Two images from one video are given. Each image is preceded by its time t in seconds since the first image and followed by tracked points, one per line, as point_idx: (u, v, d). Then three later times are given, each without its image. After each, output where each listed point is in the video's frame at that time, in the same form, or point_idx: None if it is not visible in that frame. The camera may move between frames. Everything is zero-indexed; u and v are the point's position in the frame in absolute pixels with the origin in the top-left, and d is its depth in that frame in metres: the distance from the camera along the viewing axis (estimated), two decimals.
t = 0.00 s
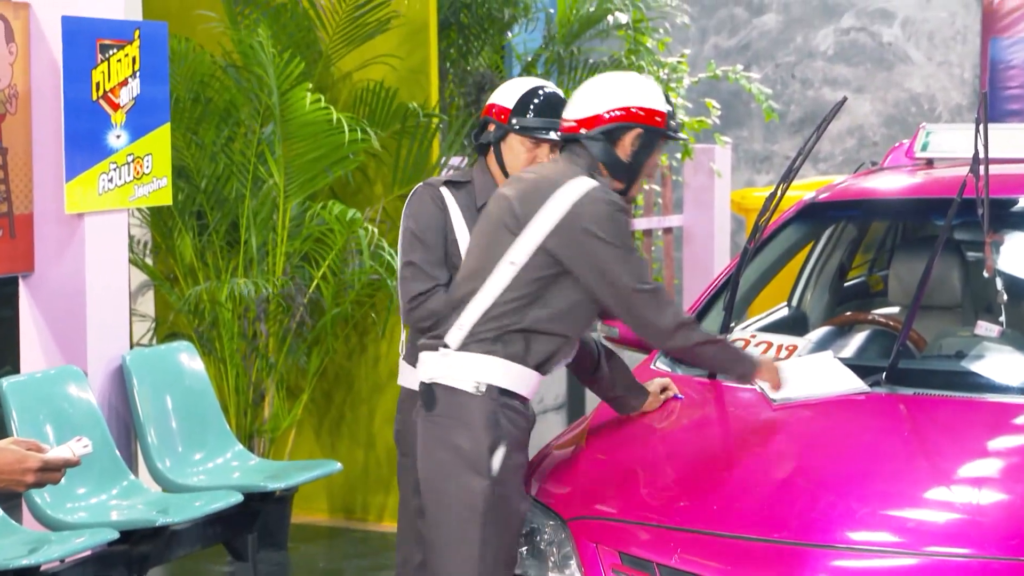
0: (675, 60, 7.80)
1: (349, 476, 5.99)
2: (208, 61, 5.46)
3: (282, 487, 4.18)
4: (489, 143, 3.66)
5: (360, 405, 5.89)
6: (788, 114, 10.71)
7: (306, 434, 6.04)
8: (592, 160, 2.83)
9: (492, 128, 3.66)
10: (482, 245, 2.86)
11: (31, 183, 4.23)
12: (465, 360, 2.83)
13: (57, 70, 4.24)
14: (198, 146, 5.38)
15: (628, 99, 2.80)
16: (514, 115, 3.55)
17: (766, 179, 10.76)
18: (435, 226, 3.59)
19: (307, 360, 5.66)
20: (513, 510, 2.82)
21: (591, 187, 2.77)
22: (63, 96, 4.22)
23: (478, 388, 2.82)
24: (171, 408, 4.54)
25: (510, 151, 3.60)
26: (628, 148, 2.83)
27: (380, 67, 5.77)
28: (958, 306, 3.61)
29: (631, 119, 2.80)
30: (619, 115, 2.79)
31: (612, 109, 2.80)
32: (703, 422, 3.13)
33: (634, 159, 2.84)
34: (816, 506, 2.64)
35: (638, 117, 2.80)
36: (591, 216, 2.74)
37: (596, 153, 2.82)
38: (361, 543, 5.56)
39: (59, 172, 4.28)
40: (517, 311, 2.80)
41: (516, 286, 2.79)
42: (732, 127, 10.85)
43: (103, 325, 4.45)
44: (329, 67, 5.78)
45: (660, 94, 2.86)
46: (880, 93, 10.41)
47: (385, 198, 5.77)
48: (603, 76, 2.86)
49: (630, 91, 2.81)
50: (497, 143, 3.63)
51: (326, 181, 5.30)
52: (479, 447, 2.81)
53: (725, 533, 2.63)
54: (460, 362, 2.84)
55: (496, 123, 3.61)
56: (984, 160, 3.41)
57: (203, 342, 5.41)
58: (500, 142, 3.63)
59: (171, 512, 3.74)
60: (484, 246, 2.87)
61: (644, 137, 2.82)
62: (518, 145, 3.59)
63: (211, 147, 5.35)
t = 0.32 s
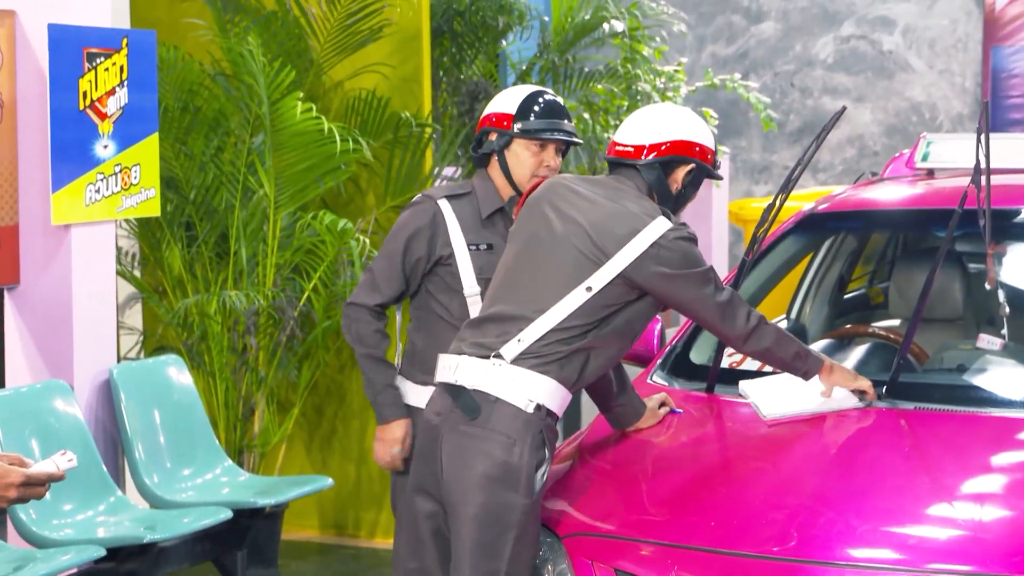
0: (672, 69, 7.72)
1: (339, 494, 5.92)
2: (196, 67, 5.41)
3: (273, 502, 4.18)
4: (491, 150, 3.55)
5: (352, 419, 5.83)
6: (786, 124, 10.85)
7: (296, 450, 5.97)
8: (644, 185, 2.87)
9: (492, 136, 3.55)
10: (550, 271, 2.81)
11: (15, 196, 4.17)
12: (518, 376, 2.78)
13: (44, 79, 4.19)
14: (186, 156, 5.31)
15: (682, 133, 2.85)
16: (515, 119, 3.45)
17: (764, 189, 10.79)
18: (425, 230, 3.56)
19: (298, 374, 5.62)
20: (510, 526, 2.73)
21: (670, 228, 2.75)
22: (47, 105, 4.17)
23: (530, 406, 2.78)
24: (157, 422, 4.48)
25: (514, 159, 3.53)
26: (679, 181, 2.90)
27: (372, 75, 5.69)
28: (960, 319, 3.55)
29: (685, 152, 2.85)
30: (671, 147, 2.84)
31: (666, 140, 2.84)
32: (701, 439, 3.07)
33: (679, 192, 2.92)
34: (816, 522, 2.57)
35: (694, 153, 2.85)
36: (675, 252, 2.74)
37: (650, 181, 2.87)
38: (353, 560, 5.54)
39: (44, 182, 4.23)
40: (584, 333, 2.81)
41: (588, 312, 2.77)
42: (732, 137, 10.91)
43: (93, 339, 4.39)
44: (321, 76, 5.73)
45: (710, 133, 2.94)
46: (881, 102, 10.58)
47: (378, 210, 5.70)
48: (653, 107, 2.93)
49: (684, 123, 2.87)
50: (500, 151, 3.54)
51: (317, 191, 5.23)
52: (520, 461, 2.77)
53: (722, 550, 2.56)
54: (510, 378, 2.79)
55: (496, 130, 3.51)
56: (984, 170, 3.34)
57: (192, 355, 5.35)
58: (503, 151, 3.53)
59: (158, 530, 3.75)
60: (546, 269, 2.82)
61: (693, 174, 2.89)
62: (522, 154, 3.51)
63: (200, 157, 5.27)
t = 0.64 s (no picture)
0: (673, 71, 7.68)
1: (337, 501, 5.88)
2: (190, 67, 5.35)
3: (269, 510, 4.12)
4: (484, 149, 3.54)
5: (349, 425, 5.78)
6: (790, 125, 10.60)
7: (293, 456, 5.93)
8: (602, 184, 2.66)
9: (486, 137, 3.55)
10: (485, 264, 2.67)
11: (9, 204, 4.10)
12: (451, 376, 2.68)
13: (35, 81, 4.13)
14: (181, 159, 5.28)
15: (640, 126, 2.62)
16: (509, 117, 3.48)
17: (768, 193, 10.67)
18: (416, 232, 3.50)
19: (295, 379, 5.58)
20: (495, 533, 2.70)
21: (605, 215, 2.59)
22: (41, 108, 4.12)
23: (464, 407, 2.68)
24: (150, 429, 4.43)
25: (507, 159, 3.53)
26: (641, 179, 2.66)
27: (369, 76, 5.66)
28: (966, 323, 3.51)
29: (645, 148, 2.63)
30: (630, 143, 2.62)
31: (624, 136, 2.63)
32: (703, 444, 3.02)
33: (642, 192, 2.68)
34: (819, 530, 2.52)
35: (654, 148, 2.63)
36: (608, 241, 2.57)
37: (607, 178, 2.66)
38: (350, 569, 5.48)
39: (37, 184, 4.19)
40: (517, 330, 2.64)
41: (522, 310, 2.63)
42: (733, 139, 10.75)
43: (82, 342, 4.35)
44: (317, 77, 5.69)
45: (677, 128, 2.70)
46: (885, 103, 10.31)
47: (374, 212, 5.67)
48: (616, 102, 2.70)
49: (644, 116, 2.63)
50: (493, 151, 3.53)
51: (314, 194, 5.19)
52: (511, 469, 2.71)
53: (724, 559, 2.51)
54: (444, 378, 2.69)
55: (491, 130, 3.52)
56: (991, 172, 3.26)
57: (186, 361, 5.30)
58: (496, 151, 3.54)
59: (153, 537, 3.72)
60: (482, 264, 2.69)
61: (657, 170, 2.65)
62: (514, 151, 3.51)
63: (195, 160, 5.26)
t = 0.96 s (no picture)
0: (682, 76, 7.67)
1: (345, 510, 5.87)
2: (202, 74, 5.36)
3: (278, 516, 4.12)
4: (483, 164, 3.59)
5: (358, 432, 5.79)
6: (800, 131, 10.40)
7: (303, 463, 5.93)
8: (466, 179, 2.78)
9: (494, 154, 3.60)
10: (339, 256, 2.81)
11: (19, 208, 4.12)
12: (332, 388, 2.73)
13: (45, 88, 4.14)
14: (191, 165, 5.28)
15: (495, 115, 2.76)
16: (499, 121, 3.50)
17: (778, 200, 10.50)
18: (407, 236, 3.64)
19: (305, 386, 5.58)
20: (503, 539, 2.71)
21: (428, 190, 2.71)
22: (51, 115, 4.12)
23: (326, 413, 2.73)
24: (162, 435, 4.43)
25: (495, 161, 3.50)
26: (505, 166, 2.77)
27: (378, 83, 5.71)
28: (977, 329, 3.50)
29: (502, 133, 2.76)
30: (483, 133, 2.76)
31: (480, 127, 2.76)
32: (713, 449, 3.01)
33: (512, 177, 2.77)
34: (831, 535, 2.52)
35: (510, 131, 2.75)
36: (420, 220, 2.65)
37: (471, 174, 2.78)
38: None
39: (48, 190, 4.20)
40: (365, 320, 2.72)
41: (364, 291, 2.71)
42: (743, 145, 10.55)
43: (93, 349, 4.37)
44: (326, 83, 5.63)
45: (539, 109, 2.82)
46: (895, 109, 10.19)
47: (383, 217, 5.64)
48: (472, 92, 2.84)
49: (500, 103, 2.77)
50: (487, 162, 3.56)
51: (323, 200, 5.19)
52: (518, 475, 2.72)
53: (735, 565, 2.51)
54: (312, 390, 2.76)
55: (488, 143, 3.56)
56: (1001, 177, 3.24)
57: (196, 367, 5.32)
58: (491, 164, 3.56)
59: (163, 543, 3.73)
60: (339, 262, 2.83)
61: (521, 153, 2.76)
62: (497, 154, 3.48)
63: (204, 166, 5.25)
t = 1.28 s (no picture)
0: (705, 87, 7.69)
1: (370, 521, 5.87)
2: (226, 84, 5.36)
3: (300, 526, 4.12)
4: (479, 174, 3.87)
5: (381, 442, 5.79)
6: (823, 142, 10.39)
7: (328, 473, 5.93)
8: (397, 204, 2.92)
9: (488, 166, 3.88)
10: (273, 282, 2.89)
11: (43, 219, 4.12)
12: (265, 429, 2.83)
13: (71, 98, 4.15)
14: (215, 176, 5.32)
15: (420, 135, 2.92)
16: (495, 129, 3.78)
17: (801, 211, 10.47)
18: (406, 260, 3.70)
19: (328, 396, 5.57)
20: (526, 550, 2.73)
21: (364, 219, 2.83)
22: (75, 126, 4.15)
23: (263, 458, 2.83)
24: (185, 446, 4.45)
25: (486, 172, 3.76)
26: (435, 186, 2.95)
27: (401, 93, 5.65)
28: (1002, 341, 3.48)
29: (429, 153, 2.93)
30: (410, 155, 2.91)
31: (406, 150, 2.91)
32: (736, 460, 3.00)
33: (441, 195, 2.96)
34: (855, 548, 2.50)
35: (437, 150, 2.94)
36: (348, 244, 2.76)
37: (402, 199, 2.93)
38: None
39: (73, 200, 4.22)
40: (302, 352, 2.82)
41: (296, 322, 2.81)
42: (766, 157, 10.53)
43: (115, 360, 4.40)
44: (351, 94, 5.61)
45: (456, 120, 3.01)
46: (919, 120, 10.12)
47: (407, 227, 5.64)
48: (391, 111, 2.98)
49: (423, 123, 2.93)
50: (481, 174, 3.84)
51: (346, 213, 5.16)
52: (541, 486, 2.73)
53: None
54: (249, 430, 2.84)
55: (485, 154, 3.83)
56: None
57: (220, 378, 5.34)
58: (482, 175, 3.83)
59: (187, 554, 3.76)
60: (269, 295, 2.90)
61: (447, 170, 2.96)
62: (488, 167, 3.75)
63: (229, 177, 5.28)
